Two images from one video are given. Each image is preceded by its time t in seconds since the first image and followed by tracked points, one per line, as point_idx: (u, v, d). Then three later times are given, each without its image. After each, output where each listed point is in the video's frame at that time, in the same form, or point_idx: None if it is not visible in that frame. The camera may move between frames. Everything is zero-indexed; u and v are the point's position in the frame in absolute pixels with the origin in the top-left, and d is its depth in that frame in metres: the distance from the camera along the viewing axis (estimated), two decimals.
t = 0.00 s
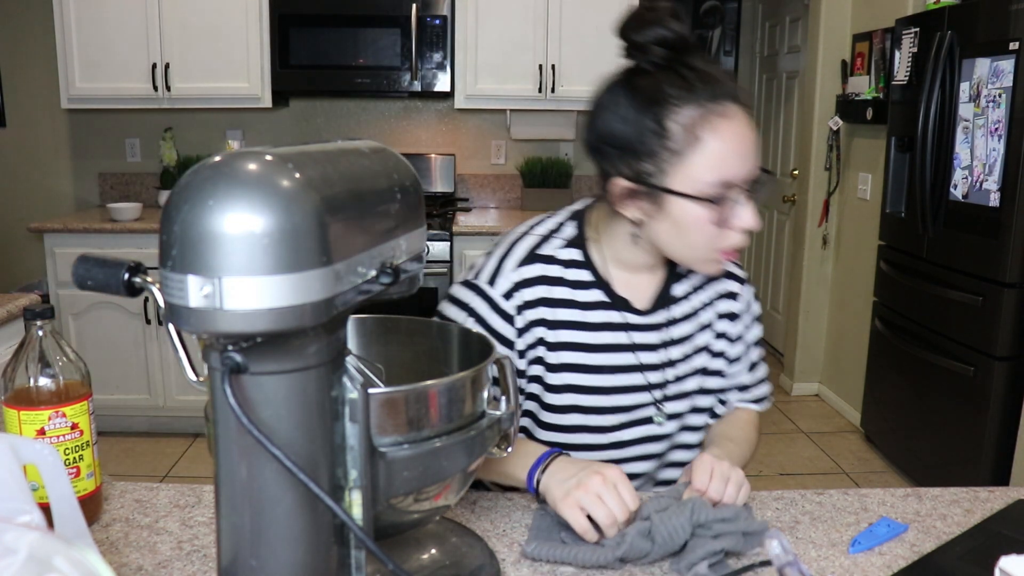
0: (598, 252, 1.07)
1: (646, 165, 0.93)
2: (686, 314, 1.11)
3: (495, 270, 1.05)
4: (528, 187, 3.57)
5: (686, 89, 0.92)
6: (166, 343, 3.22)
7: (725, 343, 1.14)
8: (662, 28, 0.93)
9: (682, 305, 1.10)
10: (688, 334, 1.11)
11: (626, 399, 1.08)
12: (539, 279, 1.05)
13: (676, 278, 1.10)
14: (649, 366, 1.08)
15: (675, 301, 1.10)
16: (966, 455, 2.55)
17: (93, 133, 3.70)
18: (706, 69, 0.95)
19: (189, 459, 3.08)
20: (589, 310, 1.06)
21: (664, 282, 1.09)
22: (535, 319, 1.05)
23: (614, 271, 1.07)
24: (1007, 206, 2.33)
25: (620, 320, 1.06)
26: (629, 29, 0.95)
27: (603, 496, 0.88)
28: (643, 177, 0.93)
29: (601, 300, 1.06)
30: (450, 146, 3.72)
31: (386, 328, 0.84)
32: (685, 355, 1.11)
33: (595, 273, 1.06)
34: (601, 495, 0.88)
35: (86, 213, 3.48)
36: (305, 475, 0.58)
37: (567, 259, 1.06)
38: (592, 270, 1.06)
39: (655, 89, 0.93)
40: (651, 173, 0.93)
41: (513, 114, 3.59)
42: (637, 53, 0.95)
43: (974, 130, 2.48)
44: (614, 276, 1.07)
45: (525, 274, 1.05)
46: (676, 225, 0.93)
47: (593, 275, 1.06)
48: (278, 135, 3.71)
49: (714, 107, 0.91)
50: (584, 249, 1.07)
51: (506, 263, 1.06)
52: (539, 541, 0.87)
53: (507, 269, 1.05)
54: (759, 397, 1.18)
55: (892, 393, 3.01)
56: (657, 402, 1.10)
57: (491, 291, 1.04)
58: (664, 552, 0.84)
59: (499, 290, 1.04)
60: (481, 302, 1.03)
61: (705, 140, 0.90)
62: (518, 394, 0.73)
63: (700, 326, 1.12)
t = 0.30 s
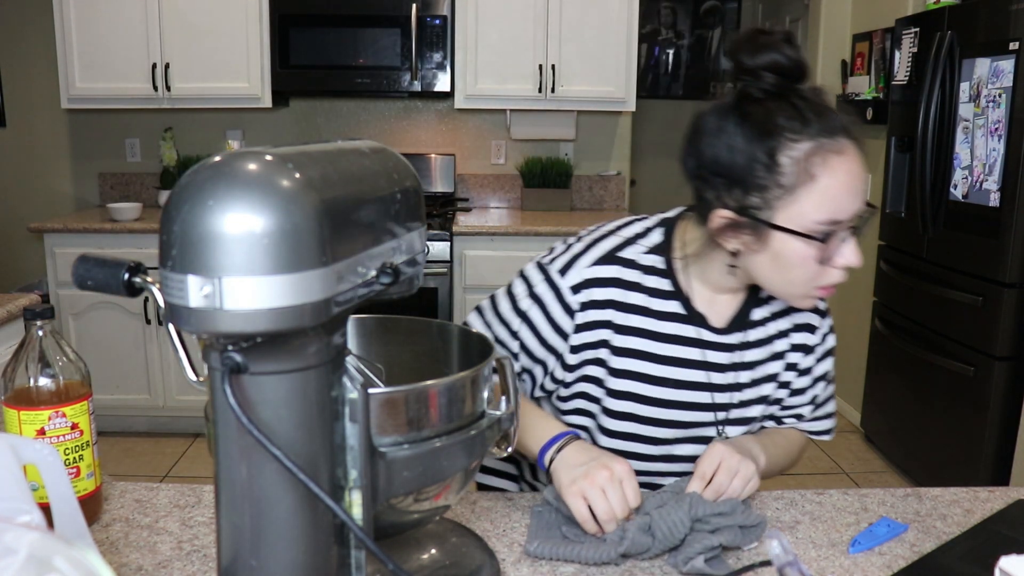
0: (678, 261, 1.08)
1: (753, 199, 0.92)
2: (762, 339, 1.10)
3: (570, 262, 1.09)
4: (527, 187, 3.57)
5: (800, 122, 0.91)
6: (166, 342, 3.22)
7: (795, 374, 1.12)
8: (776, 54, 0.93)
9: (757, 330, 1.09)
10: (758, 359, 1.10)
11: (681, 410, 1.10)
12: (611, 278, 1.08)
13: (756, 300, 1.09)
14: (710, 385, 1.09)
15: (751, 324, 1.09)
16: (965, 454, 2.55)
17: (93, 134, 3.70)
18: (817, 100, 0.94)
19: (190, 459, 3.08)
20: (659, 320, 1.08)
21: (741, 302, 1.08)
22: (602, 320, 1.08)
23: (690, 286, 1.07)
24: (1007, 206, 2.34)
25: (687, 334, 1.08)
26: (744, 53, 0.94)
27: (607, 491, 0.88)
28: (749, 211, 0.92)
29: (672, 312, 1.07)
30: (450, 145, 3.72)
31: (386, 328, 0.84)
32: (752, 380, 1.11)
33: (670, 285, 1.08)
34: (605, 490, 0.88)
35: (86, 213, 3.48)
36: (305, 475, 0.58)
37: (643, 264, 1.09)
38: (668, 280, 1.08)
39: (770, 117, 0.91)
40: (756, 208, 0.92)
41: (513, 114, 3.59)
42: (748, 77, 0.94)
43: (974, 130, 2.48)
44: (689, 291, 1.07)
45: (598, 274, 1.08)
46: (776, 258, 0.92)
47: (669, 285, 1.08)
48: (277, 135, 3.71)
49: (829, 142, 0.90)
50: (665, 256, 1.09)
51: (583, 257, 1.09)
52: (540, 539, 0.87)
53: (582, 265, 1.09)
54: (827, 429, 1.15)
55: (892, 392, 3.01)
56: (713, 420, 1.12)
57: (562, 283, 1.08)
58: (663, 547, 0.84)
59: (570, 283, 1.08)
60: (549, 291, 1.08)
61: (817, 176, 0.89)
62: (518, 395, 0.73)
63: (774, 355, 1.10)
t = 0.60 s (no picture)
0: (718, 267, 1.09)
1: (804, 211, 0.94)
2: (793, 350, 1.10)
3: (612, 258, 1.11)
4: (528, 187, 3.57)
5: (857, 137, 0.92)
6: (166, 342, 3.22)
7: (823, 386, 1.13)
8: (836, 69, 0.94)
9: (791, 342, 1.10)
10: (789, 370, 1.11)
11: (708, 416, 1.11)
12: (652, 278, 1.09)
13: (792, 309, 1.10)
14: (740, 393, 1.10)
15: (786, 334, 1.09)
16: (965, 454, 2.55)
17: (93, 134, 3.70)
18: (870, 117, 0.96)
19: (190, 459, 3.08)
20: (695, 323, 1.09)
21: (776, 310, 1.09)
22: (639, 319, 1.09)
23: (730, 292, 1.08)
24: (1007, 206, 2.34)
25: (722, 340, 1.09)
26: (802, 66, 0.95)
27: (623, 486, 0.89)
28: (798, 223, 0.94)
29: (708, 316, 1.08)
30: (450, 145, 3.72)
31: (386, 328, 0.84)
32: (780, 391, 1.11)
33: (709, 290, 1.09)
34: (621, 485, 0.89)
35: (86, 214, 3.48)
36: (305, 475, 0.58)
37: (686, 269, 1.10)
38: (707, 286, 1.09)
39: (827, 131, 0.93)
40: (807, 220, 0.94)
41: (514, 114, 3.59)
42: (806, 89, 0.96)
43: (974, 130, 2.48)
44: (727, 298, 1.08)
45: (639, 274, 1.10)
46: (822, 272, 0.94)
47: (708, 291, 1.09)
48: (277, 136, 3.71)
49: (884, 160, 0.91)
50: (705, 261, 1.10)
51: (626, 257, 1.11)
52: (546, 537, 0.87)
53: (624, 264, 1.10)
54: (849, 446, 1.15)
55: (892, 392, 3.01)
56: (741, 428, 1.12)
57: (601, 280, 1.10)
58: (666, 550, 0.84)
59: (608, 280, 1.10)
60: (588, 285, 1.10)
61: (870, 193, 0.91)
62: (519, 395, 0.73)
63: (805, 366, 1.11)
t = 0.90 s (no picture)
0: (667, 244, 1.22)
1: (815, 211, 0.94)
2: (739, 314, 1.21)
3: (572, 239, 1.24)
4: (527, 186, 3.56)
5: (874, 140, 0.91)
6: (167, 342, 3.22)
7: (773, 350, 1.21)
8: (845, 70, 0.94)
9: (735, 305, 1.21)
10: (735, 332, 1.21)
11: (664, 379, 1.19)
12: (607, 256, 1.23)
13: (734, 276, 1.21)
14: (693, 353, 1.19)
15: (729, 298, 1.20)
16: (966, 455, 2.55)
17: (93, 134, 3.70)
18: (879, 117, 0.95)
19: (190, 459, 3.08)
20: (647, 289, 1.20)
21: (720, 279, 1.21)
22: (598, 288, 1.21)
23: (678, 264, 1.21)
24: (1007, 206, 2.34)
25: (674, 302, 1.20)
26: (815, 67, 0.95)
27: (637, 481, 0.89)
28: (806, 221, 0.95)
29: (659, 282, 1.20)
30: (450, 145, 3.72)
31: (387, 328, 0.84)
32: (728, 352, 1.21)
33: (660, 261, 1.21)
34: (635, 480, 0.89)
35: (86, 214, 3.48)
36: (305, 474, 0.58)
37: (639, 249, 1.22)
38: (658, 257, 1.21)
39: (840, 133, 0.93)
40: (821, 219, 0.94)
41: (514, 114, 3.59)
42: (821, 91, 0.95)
43: (974, 130, 2.48)
44: (675, 269, 1.21)
45: (595, 253, 1.23)
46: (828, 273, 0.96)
47: (659, 262, 1.21)
48: (277, 136, 3.71)
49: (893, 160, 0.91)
50: (654, 239, 1.22)
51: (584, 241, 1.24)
52: (567, 537, 0.87)
53: (583, 247, 1.23)
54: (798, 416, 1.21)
55: (892, 392, 3.01)
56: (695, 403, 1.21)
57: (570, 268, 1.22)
58: (683, 554, 0.84)
59: (568, 258, 1.23)
60: (549, 263, 1.23)
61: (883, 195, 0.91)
62: (518, 394, 0.74)
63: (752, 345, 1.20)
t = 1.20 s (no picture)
0: (637, 247, 1.23)
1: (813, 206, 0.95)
2: (709, 314, 1.23)
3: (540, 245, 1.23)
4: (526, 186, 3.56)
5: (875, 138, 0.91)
6: (167, 342, 3.22)
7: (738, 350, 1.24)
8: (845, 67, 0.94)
9: (706, 304, 1.22)
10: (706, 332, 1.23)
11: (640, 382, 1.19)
12: (578, 261, 1.22)
13: (704, 277, 1.23)
14: (666, 355, 1.20)
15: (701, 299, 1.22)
16: (966, 455, 2.55)
17: (94, 134, 3.70)
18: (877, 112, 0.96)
19: (190, 459, 3.08)
20: (621, 293, 1.20)
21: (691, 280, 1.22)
22: (571, 294, 1.20)
23: (649, 267, 1.22)
24: (1007, 206, 2.34)
25: (648, 305, 1.20)
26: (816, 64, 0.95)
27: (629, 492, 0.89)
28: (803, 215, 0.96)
29: (633, 286, 1.21)
30: (450, 145, 3.71)
31: (386, 328, 0.84)
32: (698, 352, 1.23)
33: (631, 265, 1.21)
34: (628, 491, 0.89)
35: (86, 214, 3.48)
36: (304, 475, 0.58)
37: (610, 253, 1.22)
38: (629, 260, 1.21)
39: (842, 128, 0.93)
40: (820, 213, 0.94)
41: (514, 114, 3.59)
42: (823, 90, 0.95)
43: (974, 130, 2.48)
44: (647, 272, 1.21)
45: (565, 259, 1.22)
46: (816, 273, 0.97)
47: (630, 265, 1.21)
48: (277, 136, 3.71)
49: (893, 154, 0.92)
50: (623, 242, 1.22)
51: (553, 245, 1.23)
52: (567, 538, 0.87)
53: (552, 252, 1.22)
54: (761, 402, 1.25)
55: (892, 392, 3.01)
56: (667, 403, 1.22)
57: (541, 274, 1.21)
58: (684, 553, 0.84)
59: (538, 264, 1.22)
60: (520, 270, 1.22)
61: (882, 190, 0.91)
62: (518, 395, 0.73)
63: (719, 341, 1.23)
